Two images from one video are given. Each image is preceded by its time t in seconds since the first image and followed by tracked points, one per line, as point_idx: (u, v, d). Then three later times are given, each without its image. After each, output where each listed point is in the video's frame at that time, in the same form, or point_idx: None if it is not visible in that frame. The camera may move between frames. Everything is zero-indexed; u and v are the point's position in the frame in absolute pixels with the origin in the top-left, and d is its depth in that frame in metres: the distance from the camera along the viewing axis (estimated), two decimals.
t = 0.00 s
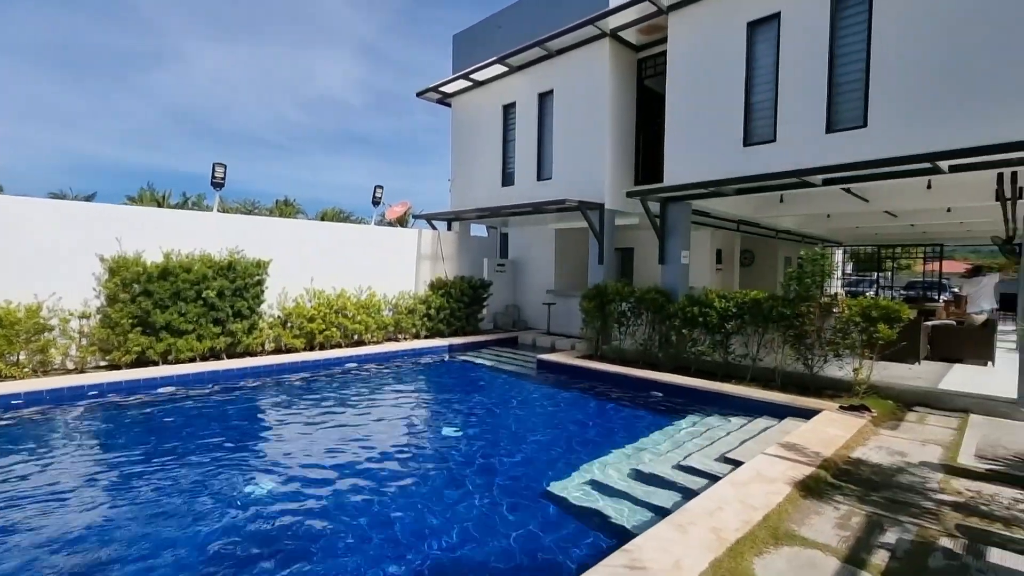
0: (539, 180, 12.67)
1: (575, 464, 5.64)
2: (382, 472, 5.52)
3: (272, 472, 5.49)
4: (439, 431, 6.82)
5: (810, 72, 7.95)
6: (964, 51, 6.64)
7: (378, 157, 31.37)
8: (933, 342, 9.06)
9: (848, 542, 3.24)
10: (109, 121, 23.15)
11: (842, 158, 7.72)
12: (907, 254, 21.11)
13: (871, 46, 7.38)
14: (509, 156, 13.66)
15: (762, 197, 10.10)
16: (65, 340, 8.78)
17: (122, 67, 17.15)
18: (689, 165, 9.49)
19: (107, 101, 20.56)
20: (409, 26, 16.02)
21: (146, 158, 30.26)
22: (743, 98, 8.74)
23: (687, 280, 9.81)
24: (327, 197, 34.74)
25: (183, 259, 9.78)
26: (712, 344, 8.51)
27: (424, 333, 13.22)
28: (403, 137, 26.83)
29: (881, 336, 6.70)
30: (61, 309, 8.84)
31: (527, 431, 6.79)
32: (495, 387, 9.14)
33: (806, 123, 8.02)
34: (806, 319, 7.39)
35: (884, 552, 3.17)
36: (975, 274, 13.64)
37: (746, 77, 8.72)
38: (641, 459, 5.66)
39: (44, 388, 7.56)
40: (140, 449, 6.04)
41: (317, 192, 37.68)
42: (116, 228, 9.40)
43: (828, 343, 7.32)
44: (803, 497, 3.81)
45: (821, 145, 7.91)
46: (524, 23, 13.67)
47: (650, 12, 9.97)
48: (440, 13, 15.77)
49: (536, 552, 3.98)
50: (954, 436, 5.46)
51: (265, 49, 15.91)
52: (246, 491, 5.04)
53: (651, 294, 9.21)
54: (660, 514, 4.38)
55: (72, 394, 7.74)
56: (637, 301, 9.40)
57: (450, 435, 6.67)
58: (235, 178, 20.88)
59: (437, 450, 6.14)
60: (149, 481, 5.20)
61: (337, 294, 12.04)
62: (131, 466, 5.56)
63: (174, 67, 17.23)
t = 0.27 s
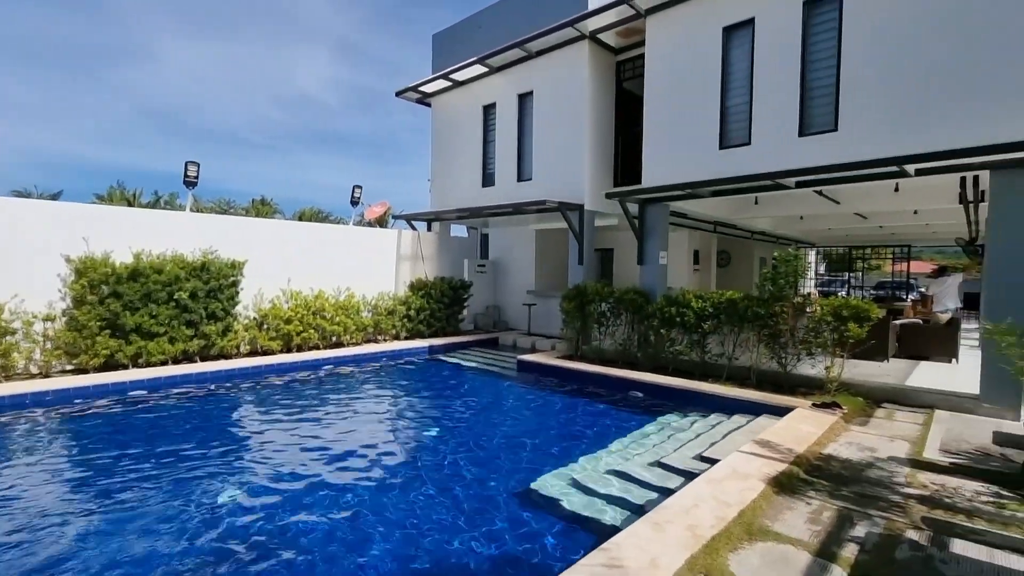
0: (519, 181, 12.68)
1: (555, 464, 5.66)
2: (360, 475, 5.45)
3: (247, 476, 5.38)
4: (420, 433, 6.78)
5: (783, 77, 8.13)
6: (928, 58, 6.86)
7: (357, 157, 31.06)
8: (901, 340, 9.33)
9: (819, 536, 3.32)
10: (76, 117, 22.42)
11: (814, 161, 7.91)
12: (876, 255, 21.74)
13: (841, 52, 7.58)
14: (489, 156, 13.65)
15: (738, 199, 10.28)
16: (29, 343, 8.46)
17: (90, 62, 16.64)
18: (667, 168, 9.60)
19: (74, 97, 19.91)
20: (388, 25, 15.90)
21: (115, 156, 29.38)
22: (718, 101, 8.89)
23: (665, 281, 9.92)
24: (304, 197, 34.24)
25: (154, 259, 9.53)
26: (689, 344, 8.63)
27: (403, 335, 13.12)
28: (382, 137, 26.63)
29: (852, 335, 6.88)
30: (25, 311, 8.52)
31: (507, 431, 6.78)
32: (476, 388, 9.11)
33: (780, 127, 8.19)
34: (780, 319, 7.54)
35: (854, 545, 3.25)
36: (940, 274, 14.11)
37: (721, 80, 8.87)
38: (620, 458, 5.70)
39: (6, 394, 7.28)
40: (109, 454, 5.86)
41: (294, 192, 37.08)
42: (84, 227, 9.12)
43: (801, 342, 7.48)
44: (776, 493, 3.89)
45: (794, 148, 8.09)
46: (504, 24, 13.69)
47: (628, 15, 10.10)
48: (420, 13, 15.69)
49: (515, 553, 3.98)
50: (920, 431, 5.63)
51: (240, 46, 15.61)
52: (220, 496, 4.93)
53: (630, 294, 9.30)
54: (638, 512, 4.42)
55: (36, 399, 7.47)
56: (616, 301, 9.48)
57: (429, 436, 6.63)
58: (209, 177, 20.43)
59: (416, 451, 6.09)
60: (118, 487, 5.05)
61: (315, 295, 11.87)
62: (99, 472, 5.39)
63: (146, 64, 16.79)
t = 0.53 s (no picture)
0: (497, 181, 12.68)
1: (533, 464, 5.67)
2: (336, 478, 5.37)
3: (219, 481, 5.25)
4: (397, 434, 6.72)
5: (755, 81, 8.31)
6: (893, 65, 7.08)
7: (334, 156, 30.64)
8: (869, 338, 9.62)
9: (789, 530, 3.39)
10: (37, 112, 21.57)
11: (785, 163, 8.10)
12: (845, 256, 22.34)
13: (810, 58, 7.78)
14: (467, 156, 13.60)
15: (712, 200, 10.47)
16: None
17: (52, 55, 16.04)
18: (644, 169, 9.73)
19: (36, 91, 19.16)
20: (365, 23, 15.73)
21: (79, 152, 28.38)
22: (693, 104, 9.04)
23: (642, 281, 10.03)
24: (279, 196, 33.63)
25: (121, 260, 9.24)
26: (665, 343, 8.74)
27: (381, 336, 12.98)
28: (359, 136, 26.34)
29: (820, 333, 7.06)
30: None
31: (485, 432, 6.76)
32: (454, 389, 9.07)
33: (752, 130, 8.37)
34: (753, 318, 7.69)
35: (822, 538, 3.34)
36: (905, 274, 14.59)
37: (695, 84, 9.02)
38: (597, 457, 5.74)
39: None
40: (72, 462, 5.65)
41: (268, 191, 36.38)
42: (45, 225, 8.78)
43: (772, 340, 7.64)
44: (748, 489, 3.97)
45: (766, 150, 8.28)
46: (482, 24, 13.67)
47: (605, 17, 10.23)
48: (397, 11, 15.54)
49: (493, 553, 3.97)
50: (885, 425, 5.81)
51: (212, 42, 15.23)
52: (191, 502, 4.81)
53: (607, 294, 9.38)
54: (615, 510, 4.46)
55: None
56: (594, 301, 9.55)
57: (407, 438, 6.57)
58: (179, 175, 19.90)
59: (394, 453, 6.03)
60: (82, 495, 4.88)
61: (289, 296, 11.65)
62: (62, 480, 5.19)
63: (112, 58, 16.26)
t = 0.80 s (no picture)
0: (475, 182, 12.66)
1: (510, 465, 5.67)
2: (310, 481, 5.28)
3: (188, 487, 5.11)
4: (373, 437, 6.64)
5: (727, 85, 8.47)
6: (858, 73, 7.32)
7: (309, 154, 30.16)
8: (836, 337, 9.90)
9: (759, 526, 3.46)
10: None
11: (756, 166, 8.28)
12: (814, 257, 22.99)
13: (781, 64, 7.98)
14: (444, 156, 13.54)
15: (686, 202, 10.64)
16: None
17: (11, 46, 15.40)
18: (619, 171, 9.83)
19: None
20: (341, 20, 15.52)
21: (40, 147, 27.30)
22: (667, 107, 9.18)
23: (618, 281, 10.13)
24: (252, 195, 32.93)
25: (84, 260, 8.91)
26: (641, 343, 8.84)
27: (357, 337, 12.82)
28: (335, 135, 25.99)
29: (790, 332, 7.25)
30: None
31: (462, 433, 6.73)
32: (431, 390, 9.01)
33: (724, 133, 8.54)
34: (725, 318, 7.84)
35: (791, 533, 3.42)
36: (870, 274, 15.07)
37: (670, 87, 9.16)
38: (574, 456, 5.77)
39: None
40: (30, 469, 5.42)
41: (241, 189, 35.60)
42: (1, 225, 8.35)
43: (744, 340, 7.80)
44: (720, 485, 4.04)
45: (738, 153, 8.45)
46: (459, 24, 13.63)
47: (581, 19, 10.33)
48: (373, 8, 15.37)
49: (470, 554, 3.95)
50: (851, 421, 5.99)
51: (181, 37, 14.83)
52: (158, 508, 4.66)
53: (584, 294, 9.44)
54: (591, 509, 4.48)
55: None
56: (571, 302, 9.61)
57: (383, 440, 6.50)
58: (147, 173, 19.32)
59: (369, 456, 5.96)
60: (41, 504, 4.68)
61: (261, 298, 11.41)
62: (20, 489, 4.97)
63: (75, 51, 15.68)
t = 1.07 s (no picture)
0: (447, 182, 12.59)
1: (483, 467, 5.64)
2: (278, 485, 5.15)
3: (149, 494, 4.92)
4: (344, 440, 6.52)
5: (696, 90, 8.64)
6: (821, 80, 7.56)
7: (278, 153, 29.51)
8: (800, 336, 10.21)
9: (726, 521, 3.54)
10: None
11: (724, 168, 8.48)
12: (780, 258, 23.67)
13: (747, 70, 8.18)
14: (417, 156, 13.41)
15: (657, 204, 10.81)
16: None
17: None
18: (591, 172, 9.93)
19: None
20: (310, 16, 15.22)
21: None
22: (638, 110, 9.31)
23: (590, 282, 10.21)
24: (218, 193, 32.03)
25: (35, 261, 8.49)
26: (613, 343, 8.93)
27: (328, 339, 12.59)
28: (305, 133, 25.48)
29: (757, 332, 7.44)
30: None
31: (435, 436, 6.67)
32: (403, 392, 8.90)
33: (693, 136, 8.71)
34: (695, 318, 7.98)
35: (756, 528, 3.50)
36: (832, 275, 15.59)
37: (641, 90, 9.29)
38: (547, 456, 5.79)
39: None
40: None
41: (207, 187, 34.60)
42: None
43: (713, 339, 7.95)
44: (689, 482, 4.12)
45: (706, 156, 8.64)
46: (432, 24, 13.53)
47: (554, 22, 10.35)
48: (344, 5, 15.12)
49: (443, 556, 3.92)
50: (814, 418, 6.18)
51: (142, 30, 14.32)
52: (117, 516, 4.48)
53: (557, 295, 9.48)
54: (563, 508, 4.50)
55: None
56: (544, 302, 9.64)
57: (354, 443, 6.39)
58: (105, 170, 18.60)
59: (340, 459, 5.85)
60: None
61: (227, 299, 11.09)
62: None
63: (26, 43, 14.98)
